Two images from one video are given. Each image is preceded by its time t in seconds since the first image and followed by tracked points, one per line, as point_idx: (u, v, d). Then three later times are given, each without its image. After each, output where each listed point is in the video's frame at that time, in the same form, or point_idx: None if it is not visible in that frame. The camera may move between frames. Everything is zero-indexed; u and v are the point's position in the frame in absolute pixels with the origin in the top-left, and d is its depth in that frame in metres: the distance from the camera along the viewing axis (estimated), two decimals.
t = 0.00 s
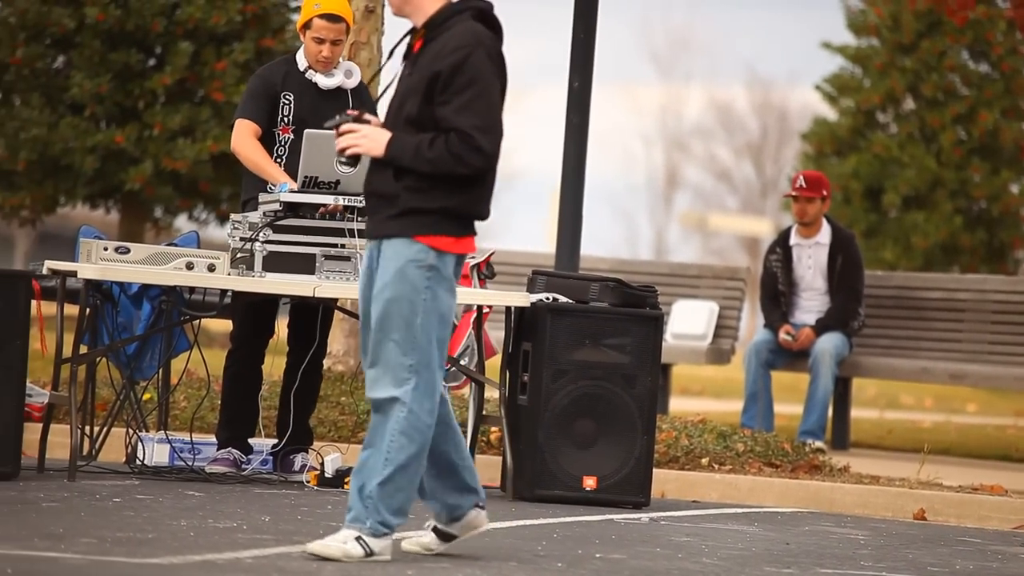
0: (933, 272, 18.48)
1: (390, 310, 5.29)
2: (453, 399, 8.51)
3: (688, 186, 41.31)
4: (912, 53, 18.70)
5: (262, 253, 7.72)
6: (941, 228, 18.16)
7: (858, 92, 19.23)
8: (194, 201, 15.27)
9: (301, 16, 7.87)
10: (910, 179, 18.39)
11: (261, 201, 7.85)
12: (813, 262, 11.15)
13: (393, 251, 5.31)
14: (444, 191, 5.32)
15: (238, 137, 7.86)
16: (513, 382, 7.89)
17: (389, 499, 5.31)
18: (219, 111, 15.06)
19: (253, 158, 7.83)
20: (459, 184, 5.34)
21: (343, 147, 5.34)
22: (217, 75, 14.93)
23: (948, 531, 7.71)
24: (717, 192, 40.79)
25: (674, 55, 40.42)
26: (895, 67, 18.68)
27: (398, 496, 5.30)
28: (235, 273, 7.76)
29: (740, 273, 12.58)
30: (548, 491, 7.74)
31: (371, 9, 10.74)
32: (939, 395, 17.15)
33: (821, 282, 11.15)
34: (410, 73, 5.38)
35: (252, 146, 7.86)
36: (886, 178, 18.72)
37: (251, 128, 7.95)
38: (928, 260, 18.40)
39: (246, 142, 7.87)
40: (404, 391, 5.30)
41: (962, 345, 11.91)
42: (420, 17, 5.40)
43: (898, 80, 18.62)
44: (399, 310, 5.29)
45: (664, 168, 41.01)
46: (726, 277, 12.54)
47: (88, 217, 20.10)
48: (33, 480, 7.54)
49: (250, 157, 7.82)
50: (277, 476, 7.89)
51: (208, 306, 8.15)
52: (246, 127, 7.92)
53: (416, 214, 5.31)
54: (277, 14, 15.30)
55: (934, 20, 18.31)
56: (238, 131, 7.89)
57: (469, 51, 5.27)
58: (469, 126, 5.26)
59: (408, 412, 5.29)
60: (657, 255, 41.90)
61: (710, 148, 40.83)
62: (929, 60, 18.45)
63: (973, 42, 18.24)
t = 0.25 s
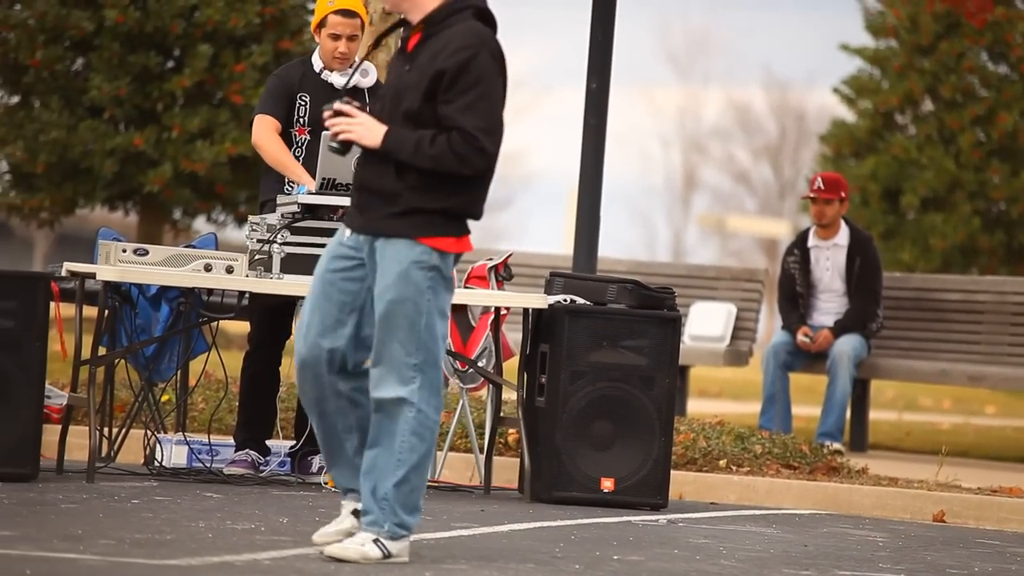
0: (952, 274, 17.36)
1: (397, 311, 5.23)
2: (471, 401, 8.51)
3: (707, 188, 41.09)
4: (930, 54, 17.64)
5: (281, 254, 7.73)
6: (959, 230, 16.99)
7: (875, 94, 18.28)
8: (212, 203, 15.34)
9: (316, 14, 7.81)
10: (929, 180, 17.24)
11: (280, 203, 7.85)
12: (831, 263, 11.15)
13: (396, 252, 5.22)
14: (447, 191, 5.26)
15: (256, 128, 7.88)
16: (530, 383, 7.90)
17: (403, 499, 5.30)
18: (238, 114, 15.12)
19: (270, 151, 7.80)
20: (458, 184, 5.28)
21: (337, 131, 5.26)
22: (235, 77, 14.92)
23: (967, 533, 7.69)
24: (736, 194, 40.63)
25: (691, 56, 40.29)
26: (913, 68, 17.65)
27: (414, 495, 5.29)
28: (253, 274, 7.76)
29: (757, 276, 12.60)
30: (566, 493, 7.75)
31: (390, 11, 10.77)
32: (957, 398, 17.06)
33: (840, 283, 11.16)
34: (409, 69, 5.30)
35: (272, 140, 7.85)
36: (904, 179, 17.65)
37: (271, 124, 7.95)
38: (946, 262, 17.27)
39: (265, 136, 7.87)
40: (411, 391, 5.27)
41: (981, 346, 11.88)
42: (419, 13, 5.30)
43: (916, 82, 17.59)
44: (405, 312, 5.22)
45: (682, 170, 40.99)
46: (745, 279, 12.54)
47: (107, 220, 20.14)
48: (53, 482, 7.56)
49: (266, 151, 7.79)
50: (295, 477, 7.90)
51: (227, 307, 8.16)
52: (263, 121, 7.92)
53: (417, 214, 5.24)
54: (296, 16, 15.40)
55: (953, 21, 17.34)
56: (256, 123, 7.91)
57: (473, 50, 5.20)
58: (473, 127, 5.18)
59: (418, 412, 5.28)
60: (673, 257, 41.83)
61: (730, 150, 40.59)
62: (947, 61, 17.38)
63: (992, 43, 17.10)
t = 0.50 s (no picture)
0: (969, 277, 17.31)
1: (402, 317, 5.18)
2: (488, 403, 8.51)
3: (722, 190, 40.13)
4: (949, 56, 17.55)
5: (297, 257, 7.77)
6: (976, 232, 16.94)
7: (894, 96, 18.14)
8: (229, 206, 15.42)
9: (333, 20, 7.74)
10: (946, 182, 17.25)
11: (296, 204, 7.84)
12: (848, 265, 11.12)
13: (398, 258, 5.16)
14: (450, 194, 5.21)
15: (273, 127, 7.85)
16: (547, 386, 7.90)
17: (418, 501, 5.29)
18: (255, 116, 15.21)
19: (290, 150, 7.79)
20: (459, 187, 5.23)
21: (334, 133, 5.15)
22: (254, 79, 15.01)
23: (985, 535, 7.67)
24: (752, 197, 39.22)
25: (708, 59, 38.09)
26: (931, 70, 17.56)
27: (428, 496, 5.29)
28: (269, 276, 7.77)
29: (775, 278, 12.57)
30: (582, 495, 7.74)
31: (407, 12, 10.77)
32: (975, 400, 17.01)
33: (857, 285, 11.12)
34: (405, 71, 5.21)
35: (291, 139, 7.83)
36: (922, 181, 17.60)
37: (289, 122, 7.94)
38: (964, 264, 17.21)
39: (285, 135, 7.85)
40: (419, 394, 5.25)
41: (1000, 348, 11.85)
42: (410, 14, 5.21)
43: (934, 84, 17.54)
44: (411, 317, 5.18)
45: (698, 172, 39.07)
46: (761, 281, 12.54)
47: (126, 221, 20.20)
48: (70, 484, 7.58)
49: (285, 150, 7.77)
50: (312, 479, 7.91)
51: (243, 309, 8.16)
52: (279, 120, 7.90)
53: (421, 218, 5.17)
54: (313, 18, 15.40)
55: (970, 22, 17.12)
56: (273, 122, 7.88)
57: (475, 52, 5.15)
58: (479, 130, 5.14)
59: (427, 414, 5.26)
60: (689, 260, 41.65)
61: (745, 151, 39.13)
62: (965, 63, 17.31)
63: (1011, 44, 17.02)
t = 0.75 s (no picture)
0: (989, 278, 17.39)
1: (387, 322, 5.11)
2: (506, 405, 8.51)
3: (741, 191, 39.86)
4: (968, 57, 17.45)
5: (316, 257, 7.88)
6: (996, 233, 16.93)
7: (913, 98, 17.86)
8: (248, 207, 15.52)
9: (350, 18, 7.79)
10: (966, 184, 17.08)
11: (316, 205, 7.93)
12: (867, 266, 11.11)
13: (384, 263, 5.10)
14: (434, 197, 5.18)
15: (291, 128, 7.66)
16: (565, 388, 7.91)
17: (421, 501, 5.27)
18: (273, 117, 15.24)
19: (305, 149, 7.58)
20: (442, 189, 5.19)
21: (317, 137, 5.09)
22: (272, 81, 15.10)
23: (1006, 539, 7.65)
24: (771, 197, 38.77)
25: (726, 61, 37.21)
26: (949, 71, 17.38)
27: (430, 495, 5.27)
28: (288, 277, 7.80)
29: (793, 279, 12.61)
30: (601, 496, 7.75)
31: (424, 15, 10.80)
32: (994, 402, 16.95)
33: (875, 286, 11.14)
34: (377, 74, 5.14)
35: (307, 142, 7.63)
36: (940, 183, 17.43)
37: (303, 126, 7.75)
38: (984, 265, 17.25)
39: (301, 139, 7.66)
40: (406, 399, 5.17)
41: (1017, 350, 11.83)
42: (377, 18, 5.15)
43: (952, 86, 17.35)
44: (397, 320, 5.12)
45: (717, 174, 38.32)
46: (780, 283, 12.58)
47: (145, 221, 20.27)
48: (89, 485, 7.60)
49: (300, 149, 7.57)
50: (331, 481, 7.91)
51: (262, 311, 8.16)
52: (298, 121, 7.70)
53: (409, 222, 5.14)
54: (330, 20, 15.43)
55: (990, 23, 17.10)
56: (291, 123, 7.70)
57: (449, 51, 5.11)
58: (463, 130, 5.10)
59: (416, 418, 5.20)
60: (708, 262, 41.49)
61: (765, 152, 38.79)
62: (984, 65, 17.25)
63: None
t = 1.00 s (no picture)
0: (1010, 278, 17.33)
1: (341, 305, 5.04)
2: (524, 407, 8.51)
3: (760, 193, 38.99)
4: (988, 58, 17.33)
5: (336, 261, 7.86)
6: (1016, 234, 16.85)
7: (932, 99, 17.77)
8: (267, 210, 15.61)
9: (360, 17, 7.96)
10: (986, 185, 17.03)
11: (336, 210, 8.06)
12: (886, 267, 11.08)
13: (343, 251, 5.09)
14: (395, 187, 5.22)
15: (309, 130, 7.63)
16: (583, 389, 7.92)
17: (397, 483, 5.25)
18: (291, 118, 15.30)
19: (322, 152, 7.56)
20: (405, 180, 5.25)
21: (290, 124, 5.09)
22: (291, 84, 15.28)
23: None
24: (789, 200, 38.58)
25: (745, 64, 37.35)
26: (969, 73, 17.26)
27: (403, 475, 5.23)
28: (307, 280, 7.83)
29: (812, 281, 12.63)
30: (619, 498, 7.76)
31: (443, 17, 10.83)
32: (1015, 405, 16.89)
33: (894, 288, 11.11)
34: (342, 63, 5.19)
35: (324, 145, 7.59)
36: (960, 185, 17.34)
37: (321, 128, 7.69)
38: (1004, 266, 17.21)
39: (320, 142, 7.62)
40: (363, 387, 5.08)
41: None
42: (337, 8, 5.21)
43: (972, 87, 17.24)
44: (354, 307, 5.06)
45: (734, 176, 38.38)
46: (798, 285, 12.58)
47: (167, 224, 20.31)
48: (108, 487, 7.62)
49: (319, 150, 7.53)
50: (349, 483, 7.90)
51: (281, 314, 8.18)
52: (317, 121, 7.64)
53: (375, 212, 5.16)
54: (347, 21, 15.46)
55: (1010, 25, 16.95)
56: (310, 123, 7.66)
57: (416, 37, 5.17)
58: (433, 116, 5.17)
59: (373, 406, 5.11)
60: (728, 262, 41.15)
61: (783, 154, 38.52)
62: (1004, 66, 17.13)
63: None
